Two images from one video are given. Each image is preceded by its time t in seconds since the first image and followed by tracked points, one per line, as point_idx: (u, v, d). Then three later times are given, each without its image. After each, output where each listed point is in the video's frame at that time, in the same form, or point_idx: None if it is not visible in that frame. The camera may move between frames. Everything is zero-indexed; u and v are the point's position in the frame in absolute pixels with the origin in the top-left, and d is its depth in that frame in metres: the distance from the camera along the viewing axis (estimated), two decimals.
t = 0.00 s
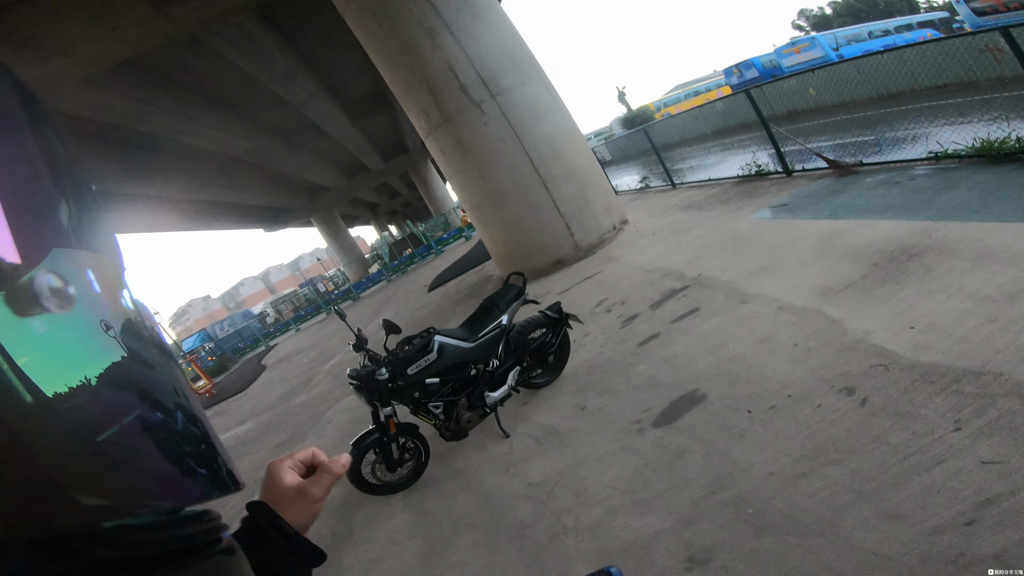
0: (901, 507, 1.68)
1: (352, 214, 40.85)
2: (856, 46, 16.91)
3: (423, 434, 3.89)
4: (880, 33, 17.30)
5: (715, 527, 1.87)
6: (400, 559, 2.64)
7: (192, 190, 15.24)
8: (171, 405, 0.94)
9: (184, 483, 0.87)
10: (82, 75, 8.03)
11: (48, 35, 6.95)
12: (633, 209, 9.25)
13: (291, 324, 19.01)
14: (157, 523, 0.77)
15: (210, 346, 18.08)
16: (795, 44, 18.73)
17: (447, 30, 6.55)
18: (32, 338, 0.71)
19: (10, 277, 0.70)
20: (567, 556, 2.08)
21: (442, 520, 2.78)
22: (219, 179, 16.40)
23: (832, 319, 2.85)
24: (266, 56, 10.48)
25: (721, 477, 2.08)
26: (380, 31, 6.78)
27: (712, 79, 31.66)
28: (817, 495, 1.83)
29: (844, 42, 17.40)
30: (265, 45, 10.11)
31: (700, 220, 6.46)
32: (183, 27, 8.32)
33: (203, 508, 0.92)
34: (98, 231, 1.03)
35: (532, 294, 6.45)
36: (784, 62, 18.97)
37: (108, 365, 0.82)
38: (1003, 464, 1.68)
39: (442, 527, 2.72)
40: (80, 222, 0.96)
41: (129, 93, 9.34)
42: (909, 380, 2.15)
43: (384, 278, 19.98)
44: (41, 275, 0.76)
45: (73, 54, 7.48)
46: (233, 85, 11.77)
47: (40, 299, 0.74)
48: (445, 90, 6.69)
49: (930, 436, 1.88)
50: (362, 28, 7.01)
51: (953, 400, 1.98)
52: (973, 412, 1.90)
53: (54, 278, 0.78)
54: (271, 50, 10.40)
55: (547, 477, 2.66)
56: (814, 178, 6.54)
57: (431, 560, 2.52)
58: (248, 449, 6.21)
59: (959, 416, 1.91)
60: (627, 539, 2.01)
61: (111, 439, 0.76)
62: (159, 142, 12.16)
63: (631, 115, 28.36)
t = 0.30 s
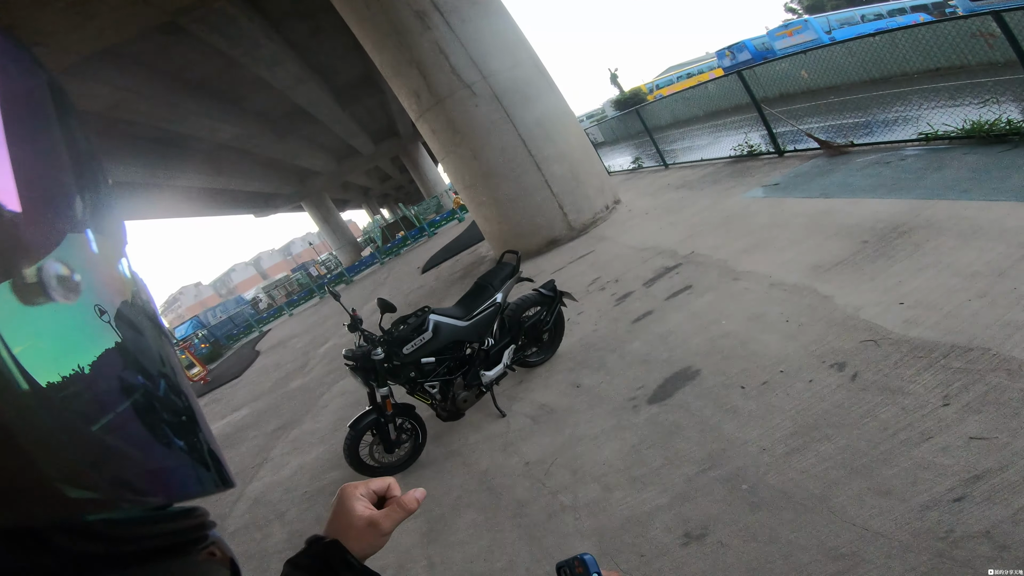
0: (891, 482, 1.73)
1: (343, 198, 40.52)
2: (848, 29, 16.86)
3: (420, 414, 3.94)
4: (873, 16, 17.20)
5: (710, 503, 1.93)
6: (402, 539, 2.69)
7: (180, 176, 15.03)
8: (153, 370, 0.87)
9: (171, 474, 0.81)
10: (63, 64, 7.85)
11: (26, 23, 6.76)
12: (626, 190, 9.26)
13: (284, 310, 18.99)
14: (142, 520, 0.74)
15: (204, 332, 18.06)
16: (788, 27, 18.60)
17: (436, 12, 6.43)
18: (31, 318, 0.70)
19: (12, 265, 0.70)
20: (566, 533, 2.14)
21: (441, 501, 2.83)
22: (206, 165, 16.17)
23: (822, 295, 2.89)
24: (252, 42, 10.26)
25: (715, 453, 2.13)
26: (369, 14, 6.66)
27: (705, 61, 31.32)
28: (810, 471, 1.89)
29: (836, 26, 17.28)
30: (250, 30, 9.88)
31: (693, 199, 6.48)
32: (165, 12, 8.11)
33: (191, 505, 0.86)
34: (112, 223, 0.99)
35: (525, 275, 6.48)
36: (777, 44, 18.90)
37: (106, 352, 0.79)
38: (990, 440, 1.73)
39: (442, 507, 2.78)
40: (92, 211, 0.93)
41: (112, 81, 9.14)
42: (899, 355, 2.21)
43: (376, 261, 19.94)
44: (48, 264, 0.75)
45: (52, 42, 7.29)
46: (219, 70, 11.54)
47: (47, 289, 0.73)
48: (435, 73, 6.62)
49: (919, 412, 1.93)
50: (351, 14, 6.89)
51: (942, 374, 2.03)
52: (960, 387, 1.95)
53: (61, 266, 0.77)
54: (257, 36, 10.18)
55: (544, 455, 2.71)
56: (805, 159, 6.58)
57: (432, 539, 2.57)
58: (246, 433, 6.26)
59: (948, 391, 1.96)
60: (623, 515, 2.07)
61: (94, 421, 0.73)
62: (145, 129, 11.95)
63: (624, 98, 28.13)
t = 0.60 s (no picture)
0: (886, 481, 1.76)
1: (342, 195, 40.41)
2: (850, 30, 16.84)
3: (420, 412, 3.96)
4: (875, 18, 17.17)
5: (707, 501, 1.95)
6: (401, 536, 2.71)
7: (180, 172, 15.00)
8: (151, 383, 0.95)
9: (162, 464, 0.88)
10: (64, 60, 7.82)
11: (27, 19, 6.74)
12: (626, 189, 9.27)
13: (283, 307, 18.98)
14: (137, 505, 0.78)
15: (202, 329, 18.01)
16: (789, 27, 18.58)
17: (438, 11, 6.45)
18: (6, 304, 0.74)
19: None
20: (564, 530, 2.16)
21: (441, 498, 2.85)
22: (206, 161, 16.13)
23: (820, 296, 2.92)
24: (253, 39, 10.22)
25: (713, 452, 2.16)
26: (371, 12, 6.66)
27: (706, 60, 31.26)
28: (805, 470, 1.91)
29: (838, 27, 17.24)
30: (251, 27, 9.86)
31: (693, 200, 6.50)
32: (167, 9, 8.10)
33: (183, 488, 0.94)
34: (76, 211, 1.05)
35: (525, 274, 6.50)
36: (778, 45, 18.88)
37: (98, 354, 0.86)
38: (984, 440, 1.76)
39: (441, 504, 2.80)
40: (54, 196, 0.99)
41: (111, 76, 9.11)
42: (894, 356, 2.23)
43: (376, 258, 19.93)
44: (20, 249, 0.79)
45: (53, 38, 7.27)
46: (220, 66, 11.50)
47: (18, 272, 0.78)
48: (437, 72, 6.62)
49: (914, 412, 1.96)
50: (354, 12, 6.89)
51: (937, 375, 2.06)
52: (955, 388, 1.98)
53: (33, 251, 0.82)
54: (258, 33, 10.15)
55: (543, 453, 2.73)
56: (805, 160, 6.59)
57: (431, 536, 2.59)
58: (245, 431, 6.25)
59: (942, 392, 1.99)
60: (622, 513, 2.09)
61: (90, 419, 0.78)
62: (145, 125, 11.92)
63: (625, 97, 28.09)
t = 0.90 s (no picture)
0: (880, 490, 1.76)
1: (342, 195, 40.38)
2: (852, 35, 16.82)
3: (417, 415, 3.95)
4: (878, 23, 17.16)
5: (703, 508, 1.95)
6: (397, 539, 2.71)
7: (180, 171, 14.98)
8: (159, 397, 1.12)
9: (173, 474, 1.05)
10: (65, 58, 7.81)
11: (29, 17, 6.74)
12: (626, 192, 9.27)
13: (282, 306, 18.95)
14: (149, 519, 0.97)
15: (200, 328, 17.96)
16: (791, 32, 18.55)
17: (441, 13, 6.45)
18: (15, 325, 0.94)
19: None
20: (559, 535, 2.16)
21: (437, 501, 2.84)
22: (207, 160, 16.11)
23: (818, 303, 2.92)
24: (255, 39, 10.22)
25: (709, 458, 2.15)
26: (374, 13, 6.66)
27: (707, 64, 31.25)
28: (801, 477, 1.91)
29: (840, 32, 17.21)
30: (254, 27, 9.86)
31: (693, 204, 6.51)
32: (169, 8, 8.09)
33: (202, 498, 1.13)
34: (68, 225, 1.24)
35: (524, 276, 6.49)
36: (780, 49, 18.86)
37: (92, 355, 1.04)
38: (978, 450, 1.76)
39: (437, 508, 2.79)
40: (51, 216, 1.18)
41: (113, 75, 9.09)
42: (891, 365, 2.23)
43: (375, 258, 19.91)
44: (22, 272, 1.00)
45: (56, 37, 7.26)
46: (221, 65, 11.50)
47: (24, 295, 0.98)
48: (438, 73, 6.62)
49: (909, 421, 1.96)
50: (355, 12, 6.88)
51: (933, 385, 2.06)
52: (951, 397, 1.98)
53: (35, 274, 1.02)
54: (260, 33, 10.15)
55: (540, 458, 2.73)
56: (805, 165, 6.58)
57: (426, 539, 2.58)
58: (241, 431, 6.23)
59: (938, 401, 1.99)
60: (617, 519, 2.08)
61: (105, 442, 0.97)
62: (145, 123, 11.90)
63: (626, 100, 28.06)
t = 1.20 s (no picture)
0: (862, 501, 1.71)
1: (340, 190, 40.21)
2: (854, 35, 16.68)
3: (405, 416, 3.91)
4: (880, 24, 17.05)
5: (685, 517, 1.91)
6: (379, 542, 2.66)
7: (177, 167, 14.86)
8: (162, 378, 1.19)
9: (180, 477, 1.12)
10: (61, 54, 7.73)
11: (23, 12, 6.65)
12: (623, 191, 9.22)
13: (278, 302, 18.88)
14: (148, 524, 1.03)
15: (195, 323, 17.87)
16: (793, 32, 18.44)
17: (438, 9, 6.37)
18: (40, 323, 0.98)
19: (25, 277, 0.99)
20: (540, 541, 2.12)
21: (421, 504, 2.80)
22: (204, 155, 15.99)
23: (810, 308, 2.88)
24: (252, 34, 10.12)
25: (693, 466, 2.11)
26: (370, 9, 6.58)
27: (708, 63, 31.08)
28: (783, 487, 1.87)
29: (842, 32, 17.10)
30: (251, 23, 9.76)
31: (688, 205, 6.46)
32: (165, 3, 7.99)
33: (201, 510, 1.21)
34: (98, 220, 1.30)
35: (517, 275, 6.44)
36: (781, 49, 18.73)
37: (102, 336, 1.08)
38: (963, 462, 1.72)
39: (421, 510, 2.75)
40: (83, 215, 1.24)
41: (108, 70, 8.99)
42: (880, 373, 2.19)
43: (372, 255, 19.84)
44: (52, 276, 1.04)
45: (50, 32, 7.18)
46: (218, 60, 11.39)
47: (52, 301, 1.01)
48: (435, 70, 6.55)
49: (896, 431, 1.91)
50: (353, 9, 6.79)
51: (921, 395, 2.01)
52: (939, 407, 1.93)
53: (63, 277, 1.06)
54: (258, 29, 10.05)
55: (525, 462, 2.68)
56: (802, 166, 6.53)
57: (409, 543, 2.54)
58: (231, 428, 6.18)
59: (926, 411, 1.94)
60: (599, 526, 2.04)
61: (117, 445, 1.01)
62: (141, 118, 11.80)
63: (625, 99, 27.94)
